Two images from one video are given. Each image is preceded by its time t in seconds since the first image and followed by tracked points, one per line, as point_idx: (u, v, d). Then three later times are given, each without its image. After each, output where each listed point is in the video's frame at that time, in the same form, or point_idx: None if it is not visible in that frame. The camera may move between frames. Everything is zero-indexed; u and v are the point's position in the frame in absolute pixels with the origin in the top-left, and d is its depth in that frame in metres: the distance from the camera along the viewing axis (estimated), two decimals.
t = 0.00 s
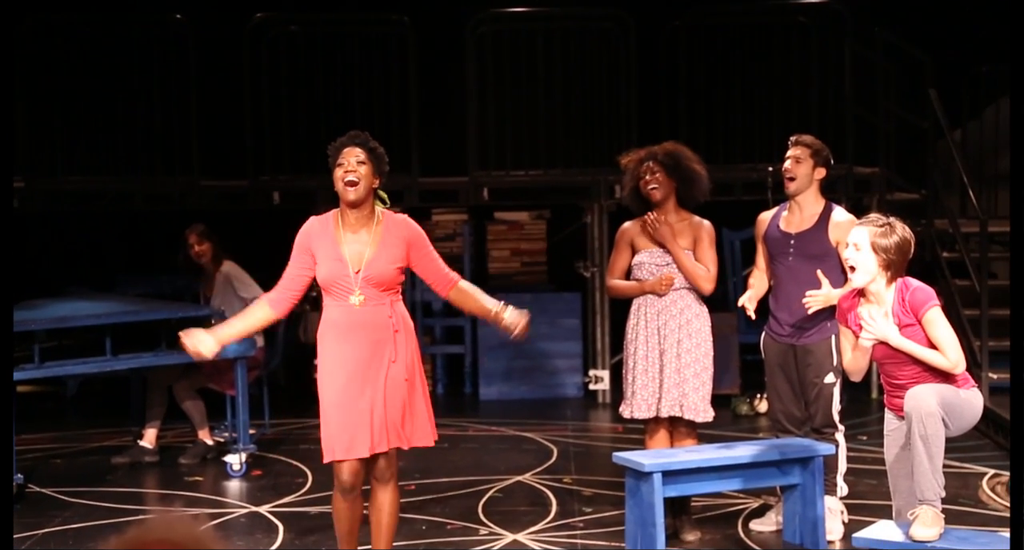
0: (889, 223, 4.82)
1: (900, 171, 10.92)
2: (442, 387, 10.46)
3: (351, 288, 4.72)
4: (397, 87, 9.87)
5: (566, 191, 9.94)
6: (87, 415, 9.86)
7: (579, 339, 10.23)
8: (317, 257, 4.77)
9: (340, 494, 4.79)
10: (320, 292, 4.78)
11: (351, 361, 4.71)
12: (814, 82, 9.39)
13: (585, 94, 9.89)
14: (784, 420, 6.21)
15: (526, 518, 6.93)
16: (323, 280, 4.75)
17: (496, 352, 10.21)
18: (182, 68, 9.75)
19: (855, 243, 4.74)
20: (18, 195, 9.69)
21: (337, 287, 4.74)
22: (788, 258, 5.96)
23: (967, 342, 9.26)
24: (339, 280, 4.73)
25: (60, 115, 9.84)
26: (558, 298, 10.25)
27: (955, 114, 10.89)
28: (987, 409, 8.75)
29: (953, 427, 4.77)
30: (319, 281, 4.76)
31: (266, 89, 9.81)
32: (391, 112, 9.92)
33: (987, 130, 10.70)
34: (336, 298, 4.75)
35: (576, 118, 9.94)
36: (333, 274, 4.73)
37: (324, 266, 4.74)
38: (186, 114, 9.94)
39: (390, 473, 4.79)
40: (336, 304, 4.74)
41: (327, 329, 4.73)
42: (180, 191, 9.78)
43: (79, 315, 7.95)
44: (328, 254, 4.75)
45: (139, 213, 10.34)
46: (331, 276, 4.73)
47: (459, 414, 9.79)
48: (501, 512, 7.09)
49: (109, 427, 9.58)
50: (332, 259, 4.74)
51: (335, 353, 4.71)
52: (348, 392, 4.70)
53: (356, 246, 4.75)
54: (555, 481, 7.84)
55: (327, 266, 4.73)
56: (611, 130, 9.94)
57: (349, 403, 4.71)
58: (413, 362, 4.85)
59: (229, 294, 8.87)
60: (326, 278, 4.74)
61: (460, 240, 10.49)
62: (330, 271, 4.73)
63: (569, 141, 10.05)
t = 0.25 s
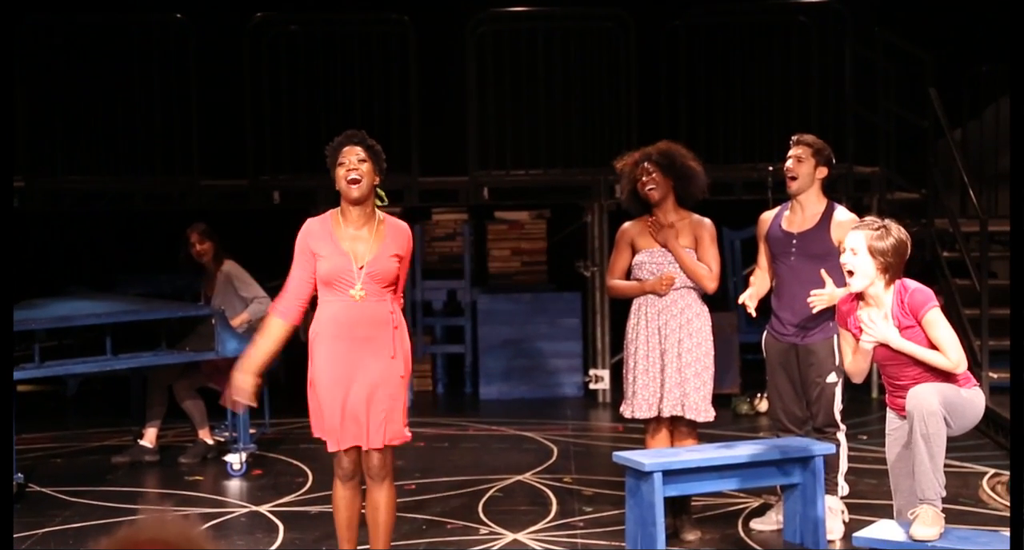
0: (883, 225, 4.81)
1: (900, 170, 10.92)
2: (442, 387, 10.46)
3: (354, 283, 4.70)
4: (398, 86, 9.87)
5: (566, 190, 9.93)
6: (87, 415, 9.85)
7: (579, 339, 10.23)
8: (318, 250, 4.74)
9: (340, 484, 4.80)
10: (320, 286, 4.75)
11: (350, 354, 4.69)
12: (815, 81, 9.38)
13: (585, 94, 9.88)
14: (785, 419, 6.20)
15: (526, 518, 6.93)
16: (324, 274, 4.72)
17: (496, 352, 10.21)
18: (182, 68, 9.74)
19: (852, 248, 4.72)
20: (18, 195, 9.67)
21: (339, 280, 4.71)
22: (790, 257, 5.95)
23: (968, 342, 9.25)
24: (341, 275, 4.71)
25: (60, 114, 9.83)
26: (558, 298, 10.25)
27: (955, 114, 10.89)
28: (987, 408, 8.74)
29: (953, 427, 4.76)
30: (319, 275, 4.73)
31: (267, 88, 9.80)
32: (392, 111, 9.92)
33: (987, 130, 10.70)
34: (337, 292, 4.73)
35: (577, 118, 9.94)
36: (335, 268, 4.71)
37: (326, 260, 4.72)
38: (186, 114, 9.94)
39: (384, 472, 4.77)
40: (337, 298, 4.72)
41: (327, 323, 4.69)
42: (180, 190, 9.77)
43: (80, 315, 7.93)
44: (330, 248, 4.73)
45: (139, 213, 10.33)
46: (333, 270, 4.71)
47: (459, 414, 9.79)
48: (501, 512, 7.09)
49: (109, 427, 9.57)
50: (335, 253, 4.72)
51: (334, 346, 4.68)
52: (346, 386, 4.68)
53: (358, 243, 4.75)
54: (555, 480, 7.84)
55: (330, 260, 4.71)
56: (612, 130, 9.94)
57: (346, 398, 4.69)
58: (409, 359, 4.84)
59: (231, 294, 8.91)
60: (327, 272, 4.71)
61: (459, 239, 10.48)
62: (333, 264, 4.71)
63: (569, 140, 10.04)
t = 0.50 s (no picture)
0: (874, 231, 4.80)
1: (900, 170, 10.92)
2: (442, 387, 10.46)
3: (355, 277, 4.70)
4: (398, 87, 9.87)
5: (566, 191, 9.92)
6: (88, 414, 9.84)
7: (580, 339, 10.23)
8: (317, 245, 4.72)
9: (336, 483, 4.79)
10: (317, 279, 4.74)
11: (346, 348, 4.68)
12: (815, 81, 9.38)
13: (585, 94, 9.90)
14: (781, 419, 6.19)
15: (527, 518, 6.93)
16: (323, 266, 4.70)
17: (497, 352, 10.22)
18: (183, 68, 9.74)
19: (845, 258, 4.69)
20: (19, 195, 9.67)
21: (337, 274, 4.71)
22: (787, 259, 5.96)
23: (968, 342, 9.25)
24: (341, 269, 4.71)
25: (62, 115, 9.83)
26: (559, 298, 10.25)
27: (955, 114, 10.89)
28: (988, 408, 8.75)
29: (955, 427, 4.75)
30: (317, 268, 4.71)
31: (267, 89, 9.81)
32: (393, 111, 9.92)
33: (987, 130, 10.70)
34: (334, 286, 4.72)
35: (577, 118, 9.95)
36: (334, 262, 4.70)
37: (325, 254, 4.70)
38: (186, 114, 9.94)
39: (380, 471, 4.76)
40: (335, 292, 4.71)
41: (325, 316, 4.69)
42: (181, 190, 9.77)
43: (80, 314, 7.93)
44: (330, 243, 4.72)
45: (139, 212, 10.33)
46: (331, 264, 4.70)
47: (460, 414, 9.80)
48: (502, 511, 7.09)
49: (110, 426, 9.58)
50: (335, 248, 4.71)
51: (331, 340, 4.68)
52: (342, 379, 4.68)
53: (356, 239, 4.75)
54: (556, 480, 7.85)
55: (329, 254, 4.70)
56: (612, 129, 9.95)
57: (339, 392, 4.68)
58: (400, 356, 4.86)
59: (232, 293, 8.92)
60: (326, 266, 4.70)
61: (459, 240, 10.49)
62: (331, 258, 4.70)
63: (570, 140, 10.04)
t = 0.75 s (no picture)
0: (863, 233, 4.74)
1: (900, 170, 10.93)
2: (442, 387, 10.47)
3: (343, 278, 4.70)
4: (398, 87, 9.86)
5: (566, 191, 9.91)
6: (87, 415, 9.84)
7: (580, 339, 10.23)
8: (309, 243, 4.73)
9: (331, 482, 4.79)
10: (307, 278, 4.74)
11: (332, 349, 4.69)
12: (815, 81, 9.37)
13: (586, 95, 9.90)
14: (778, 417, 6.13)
15: (527, 518, 6.93)
16: (312, 266, 4.71)
17: (497, 352, 10.22)
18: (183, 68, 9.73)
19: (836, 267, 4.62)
20: (19, 196, 9.66)
21: (325, 274, 4.71)
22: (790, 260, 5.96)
23: (968, 343, 9.24)
24: (330, 269, 4.70)
25: (62, 115, 9.82)
26: (559, 298, 10.25)
27: (955, 114, 10.89)
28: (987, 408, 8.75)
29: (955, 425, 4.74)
30: (307, 267, 4.72)
31: (267, 89, 9.80)
32: (394, 112, 9.92)
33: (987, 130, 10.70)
34: (323, 286, 4.72)
35: (577, 118, 9.95)
36: (323, 262, 4.70)
37: (314, 254, 4.71)
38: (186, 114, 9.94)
39: (369, 470, 4.75)
40: (324, 292, 4.71)
41: (313, 315, 4.70)
42: (181, 191, 9.76)
43: (79, 315, 7.92)
44: (320, 243, 4.72)
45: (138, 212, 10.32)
46: (320, 264, 4.70)
47: (459, 414, 9.80)
48: (502, 512, 7.09)
49: (110, 426, 9.58)
50: (324, 249, 4.71)
51: (318, 340, 4.69)
52: (328, 379, 4.69)
53: (347, 240, 4.75)
54: (555, 480, 7.85)
55: (318, 254, 4.70)
56: (612, 130, 9.96)
57: (325, 391, 4.70)
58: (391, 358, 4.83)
59: (231, 294, 8.92)
60: (315, 266, 4.71)
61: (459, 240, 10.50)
62: (322, 258, 4.70)
63: (570, 141, 10.05)
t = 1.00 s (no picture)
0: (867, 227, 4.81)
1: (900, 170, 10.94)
2: (442, 388, 10.47)
3: (347, 275, 4.71)
4: (399, 87, 9.86)
5: (567, 191, 9.90)
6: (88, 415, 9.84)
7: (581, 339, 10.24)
8: (311, 241, 4.74)
9: (332, 482, 4.78)
10: (310, 275, 4.74)
11: (335, 345, 4.69)
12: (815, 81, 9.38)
13: (586, 95, 9.91)
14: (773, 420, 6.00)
15: (527, 518, 6.93)
16: (315, 263, 4.72)
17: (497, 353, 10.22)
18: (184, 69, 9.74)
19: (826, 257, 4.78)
20: (20, 195, 9.66)
21: (330, 271, 4.71)
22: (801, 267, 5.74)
23: (968, 343, 9.24)
24: (334, 267, 4.71)
25: (63, 115, 9.83)
26: (559, 298, 10.26)
27: (955, 114, 10.90)
28: (987, 408, 8.74)
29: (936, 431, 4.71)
30: (311, 265, 4.73)
31: (268, 89, 9.81)
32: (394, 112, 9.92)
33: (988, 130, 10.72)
34: (326, 283, 4.72)
35: (577, 118, 9.96)
36: (326, 260, 4.71)
37: (318, 252, 4.72)
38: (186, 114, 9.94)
39: (370, 471, 4.73)
40: (328, 289, 4.71)
41: (316, 313, 4.70)
42: (181, 191, 9.77)
43: (81, 315, 7.93)
44: (324, 241, 4.73)
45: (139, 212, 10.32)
46: (324, 262, 4.71)
47: (460, 414, 9.80)
48: (502, 512, 7.09)
49: (110, 427, 9.58)
50: (329, 247, 4.72)
51: (320, 337, 4.69)
52: (330, 377, 4.69)
53: (350, 239, 4.76)
54: (556, 481, 7.84)
55: (322, 251, 4.71)
56: (613, 130, 9.97)
57: (325, 388, 4.69)
58: (391, 357, 4.84)
59: (232, 296, 8.90)
60: (318, 264, 4.71)
61: (459, 240, 10.51)
62: (326, 256, 4.71)
63: (571, 141, 10.05)
